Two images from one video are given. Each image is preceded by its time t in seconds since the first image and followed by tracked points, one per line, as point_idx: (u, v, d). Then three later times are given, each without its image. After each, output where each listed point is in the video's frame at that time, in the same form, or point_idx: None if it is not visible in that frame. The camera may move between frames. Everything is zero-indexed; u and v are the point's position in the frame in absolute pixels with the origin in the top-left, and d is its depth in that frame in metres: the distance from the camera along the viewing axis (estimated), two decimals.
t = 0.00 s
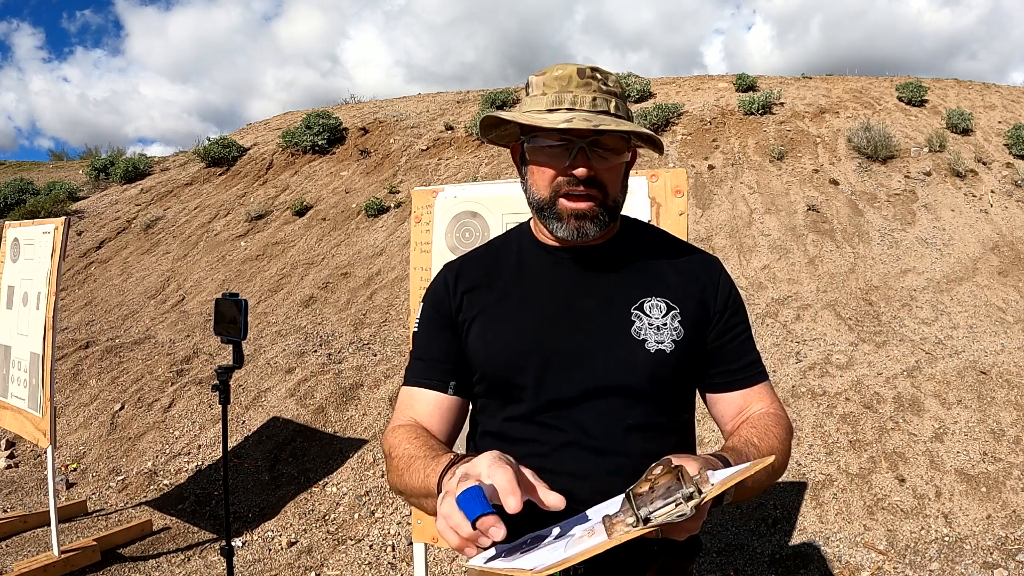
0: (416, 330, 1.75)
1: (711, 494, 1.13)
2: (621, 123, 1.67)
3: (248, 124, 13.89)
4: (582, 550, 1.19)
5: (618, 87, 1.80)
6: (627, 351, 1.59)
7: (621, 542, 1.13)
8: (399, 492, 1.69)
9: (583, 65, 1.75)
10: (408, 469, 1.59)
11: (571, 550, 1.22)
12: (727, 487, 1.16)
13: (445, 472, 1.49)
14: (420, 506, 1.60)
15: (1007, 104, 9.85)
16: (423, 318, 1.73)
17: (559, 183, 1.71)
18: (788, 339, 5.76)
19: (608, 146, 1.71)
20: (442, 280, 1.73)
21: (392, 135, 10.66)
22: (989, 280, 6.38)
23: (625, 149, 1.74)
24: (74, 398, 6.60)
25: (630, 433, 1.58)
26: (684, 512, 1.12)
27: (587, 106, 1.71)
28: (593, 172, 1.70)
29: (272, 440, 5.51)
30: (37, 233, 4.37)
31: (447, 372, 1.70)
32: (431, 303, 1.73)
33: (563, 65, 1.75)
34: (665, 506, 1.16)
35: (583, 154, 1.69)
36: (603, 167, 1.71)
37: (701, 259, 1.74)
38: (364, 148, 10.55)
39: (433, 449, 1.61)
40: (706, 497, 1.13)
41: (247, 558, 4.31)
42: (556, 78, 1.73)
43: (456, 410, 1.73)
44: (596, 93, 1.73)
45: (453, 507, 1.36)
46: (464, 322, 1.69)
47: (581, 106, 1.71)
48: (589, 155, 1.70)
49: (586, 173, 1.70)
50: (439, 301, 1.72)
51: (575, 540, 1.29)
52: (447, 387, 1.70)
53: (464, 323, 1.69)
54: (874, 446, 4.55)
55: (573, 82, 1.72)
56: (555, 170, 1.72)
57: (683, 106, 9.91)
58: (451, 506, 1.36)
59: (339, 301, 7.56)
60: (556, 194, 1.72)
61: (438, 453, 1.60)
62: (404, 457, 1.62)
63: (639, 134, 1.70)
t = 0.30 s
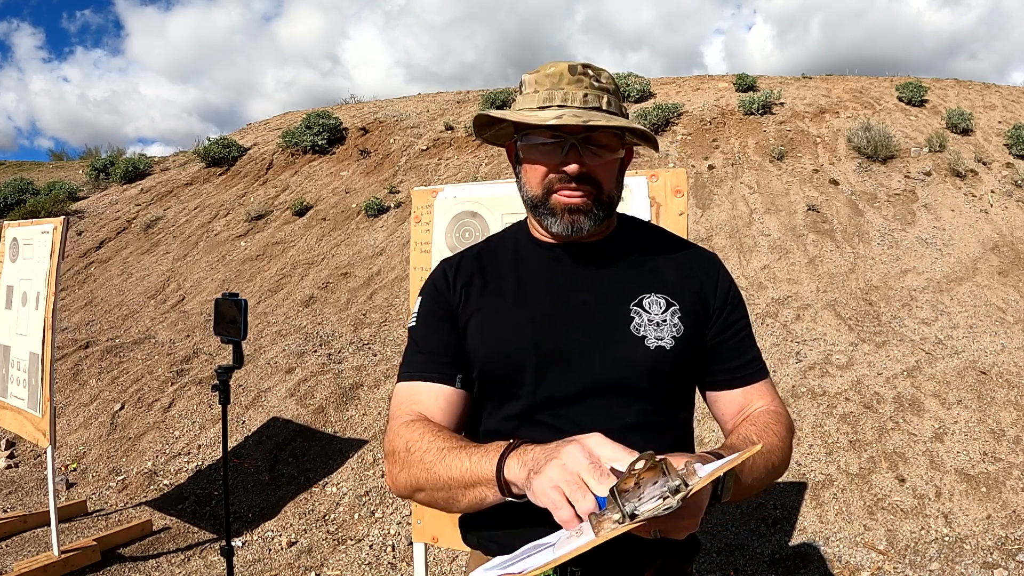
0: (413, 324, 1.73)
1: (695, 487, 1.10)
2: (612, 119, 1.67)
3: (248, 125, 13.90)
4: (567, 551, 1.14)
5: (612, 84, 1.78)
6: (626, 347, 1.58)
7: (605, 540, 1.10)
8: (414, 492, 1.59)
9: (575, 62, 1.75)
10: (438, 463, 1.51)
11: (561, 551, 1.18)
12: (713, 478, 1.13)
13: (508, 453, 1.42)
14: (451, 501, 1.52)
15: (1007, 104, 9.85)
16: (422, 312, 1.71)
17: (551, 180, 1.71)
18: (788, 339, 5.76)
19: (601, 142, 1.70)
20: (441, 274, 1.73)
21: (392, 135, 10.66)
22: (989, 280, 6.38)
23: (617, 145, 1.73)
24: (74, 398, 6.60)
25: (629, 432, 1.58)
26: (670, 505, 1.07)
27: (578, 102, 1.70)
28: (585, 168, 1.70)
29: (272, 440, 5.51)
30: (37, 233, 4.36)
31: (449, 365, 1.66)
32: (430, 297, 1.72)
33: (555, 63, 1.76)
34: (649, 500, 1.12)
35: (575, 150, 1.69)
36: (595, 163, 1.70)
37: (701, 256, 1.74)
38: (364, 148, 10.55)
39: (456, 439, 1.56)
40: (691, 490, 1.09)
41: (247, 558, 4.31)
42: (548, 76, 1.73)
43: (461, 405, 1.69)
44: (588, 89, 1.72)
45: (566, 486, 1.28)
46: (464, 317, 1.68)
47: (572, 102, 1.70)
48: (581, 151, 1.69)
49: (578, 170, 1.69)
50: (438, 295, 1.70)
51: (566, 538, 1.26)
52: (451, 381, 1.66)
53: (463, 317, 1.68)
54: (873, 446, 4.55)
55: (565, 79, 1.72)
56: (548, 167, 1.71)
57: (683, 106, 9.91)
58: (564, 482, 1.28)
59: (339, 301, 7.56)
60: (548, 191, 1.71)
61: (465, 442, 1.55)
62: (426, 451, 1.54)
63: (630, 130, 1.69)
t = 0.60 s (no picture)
0: (413, 327, 1.73)
1: (704, 481, 1.09)
2: (598, 113, 1.66)
3: (248, 124, 13.89)
4: (576, 547, 1.13)
5: (603, 82, 1.77)
6: (626, 348, 1.58)
7: (616, 534, 1.08)
8: (414, 497, 1.59)
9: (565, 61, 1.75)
10: (437, 470, 1.51)
11: (568, 548, 1.16)
12: (720, 473, 1.13)
13: (506, 461, 1.41)
14: (451, 506, 1.52)
15: (1007, 104, 9.85)
16: (422, 314, 1.71)
17: (542, 177, 1.71)
18: (788, 339, 5.76)
19: (591, 138, 1.70)
20: (441, 277, 1.73)
21: (392, 135, 10.66)
22: (989, 280, 6.38)
23: (608, 141, 1.72)
24: (74, 398, 6.60)
25: (629, 434, 1.58)
26: (679, 498, 1.07)
27: (565, 99, 1.70)
28: (575, 164, 1.69)
29: (272, 440, 5.51)
30: (37, 233, 4.36)
31: (449, 367, 1.66)
32: (430, 300, 1.72)
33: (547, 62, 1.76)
34: (656, 494, 1.11)
35: (564, 147, 1.69)
36: (585, 158, 1.69)
37: (702, 258, 1.74)
38: (364, 148, 10.55)
39: (457, 445, 1.56)
40: (700, 483, 1.08)
41: (247, 558, 4.31)
42: (538, 76, 1.75)
43: (461, 408, 1.69)
44: (577, 86, 1.71)
45: (558, 496, 1.28)
46: (464, 319, 1.68)
47: (560, 99, 1.70)
48: (570, 147, 1.68)
49: (568, 166, 1.69)
50: (438, 297, 1.70)
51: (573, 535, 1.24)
52: (453, 384, 1.66)
53: (463, 320, 1.68)
54: (874, 446, 4.55)
55: (553, 77, 1.72)
56: (538, 165, 1.72)
57: (683, 106, 9.91)
58: (556, 492, 1.28)
59: (339, 301, 7.56)
60: (539, 188, 1.72)
61: (464, 448, 1.55)
62: (426, 457, 1.54)
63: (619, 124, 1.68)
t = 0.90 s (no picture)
0: (414, 330, 1.73)
1: (707, 488, 1.10)
2: (574, 105, 1.66)
3: (248, 125, 13.90)
4: (581, 557, 1.13)
5: (587, 77, 1.75)
6: (626, 348, 1.59)
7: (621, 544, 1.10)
8: (417, 501, 1.60)
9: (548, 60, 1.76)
10: (439, 474, 1.51)
11: (574, 556, 1.17)
12: (723, 479, 1.15)
13: (507, 466, 1.42)
14: (454, 510, 1.52)
15: (1007, 104, 9.84)
16: (422, 317, 1.71)
17: (525, 173, 1.72)
18: (788, 339, 5.76)
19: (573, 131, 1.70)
20: (441, 279, 1.73)
21: (392, 135, 10.66)
22: (989, 280, 6.38)
23: (591, 133, 1.71)
24: (74, 398, 6.60)
25: (630, 435, 1.58)
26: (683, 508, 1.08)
27: (544, 94, 1.70)
28: (556, 157, 1.70)
29: (272, 440, 5.51)
30: (37, 233, 4.36)
31: (450, 370, 1.66)
32: (429, 303, 1.72)
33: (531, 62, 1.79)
34: (660, 503, 1.13)
35: (545, 139, 1.69)
36: (567, 151, 1.69)
37: (702, 257, 1.74)
38: (364, 148, 10.55)
39: (460, 450, 1.55)
40: (703, 491, 1.10)
41: (247, 558, 4.31)
42: (522, 76, 1.78)
43: (462, 411, 1.69)
44: (557, 81, 1.72)
45: (559, 504, 1.28)
46: (464, 322, 1.68)
47: (539, 95, 1.71)
48: (551, 140, 1.69)
49: (550, 160, 1.70)
50: (438, 300, 1.71)
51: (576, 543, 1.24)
52: (454, 387, 1.67)
53: (463, 321, 1.68)
54: (874, 446, 4.55)
55: (534, 75, 1.74)
56: (522, 161, 1.74)
57: (683, 106, 9.91)
58: (557, 500, 1.28)
59: (339, 301, 7.57)
60: (524, 184, 1.73)
61: (466, 451, 1.55)
62: (428, 461, 1.54)
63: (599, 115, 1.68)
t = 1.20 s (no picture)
0: (414, 331, 1.73)
1: (710, 477, 1.11)
2: (606, 131, 1.64)
3: (248, 125, 13.89)
4: (583, 544, 1.13)
5: (606, 87, 1.76)
6: (626, 347, 1.59)
7: (624, 529, 1.09)
8: (416, 499, 1.60)
9: (568, 67, 1.72)
10: (437, 472, 1.51)
11: (576, 544, 1.16)
12: (724, 469, 1.16)
13: (503, 462, 1.41)
14: (452, 507, 1.52)
15: (1007, 104, 9.84)
16: (422, 318, 1.71)
17: (546, 189, 1.70)
18: (788, 339, 5.76)
19: (597, 149, 1.68)
20: (441, 280, 1.73)
21: (392, 135, 10.65)
22: (989, 280, 6.38)
23: (613, 150, 1.71)
24: (74, 398, 6.60)
25: (630, 435, 1.58)
26: (686, 496, 1.09)
27: (573, 112, 1.70)
28: (580, 176, 1.69)
29: (272, 440, 5.51)
30: (37, 233, 4.36)
31: (450, 370, 1.66)
32: (429, 303, 1.72)
33: (548, 68, 1.73)
34: (662, 491, 1.13)
35: (571, 159, 1.67)
36: (591, 171, 1.68)
37: (701, 257, 1.74)
38: (364, 148, 10.55)
39: (459, 447, 1.55)
40: (705, 480, 1.11)
41: (247, 558, 4.31)
42: (542, 85, 1.71)
43: (462, 410, 1.69)
44: (582, 97, 1.71)
45: (553, 500, 1.27)
46: (464, 322, 1.68)
47: (566, 111, 1.70)
48: (577, 160, 1.67)
49: (573, 180, 1.69)
50: (438, 300, 1.71)
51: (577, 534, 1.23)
52: (454, 386, 1.66)
53: (463, 322, 1.68)
54: (874, 446, 4.55)
55: (558, 87, 1.70)
56: (543, 176, 1.70)
57: (683, 106, 9.90)
58: (551, 497, 1.28)
59: (339, 301, 7.57)
60: (544, 198, 1.70)
61: (465, 449, 1.55)
62: (427, 459, 1.54)
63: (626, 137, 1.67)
